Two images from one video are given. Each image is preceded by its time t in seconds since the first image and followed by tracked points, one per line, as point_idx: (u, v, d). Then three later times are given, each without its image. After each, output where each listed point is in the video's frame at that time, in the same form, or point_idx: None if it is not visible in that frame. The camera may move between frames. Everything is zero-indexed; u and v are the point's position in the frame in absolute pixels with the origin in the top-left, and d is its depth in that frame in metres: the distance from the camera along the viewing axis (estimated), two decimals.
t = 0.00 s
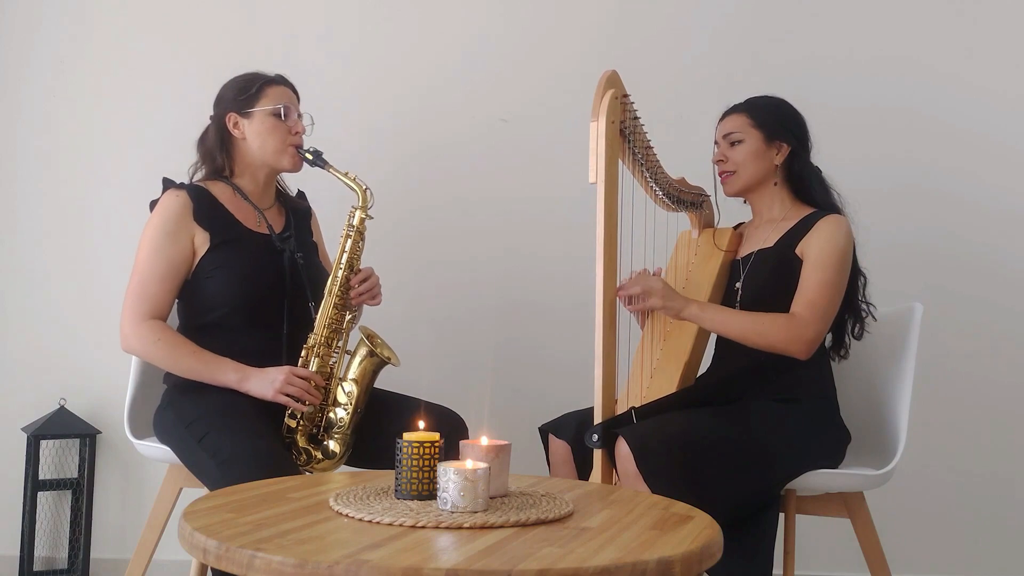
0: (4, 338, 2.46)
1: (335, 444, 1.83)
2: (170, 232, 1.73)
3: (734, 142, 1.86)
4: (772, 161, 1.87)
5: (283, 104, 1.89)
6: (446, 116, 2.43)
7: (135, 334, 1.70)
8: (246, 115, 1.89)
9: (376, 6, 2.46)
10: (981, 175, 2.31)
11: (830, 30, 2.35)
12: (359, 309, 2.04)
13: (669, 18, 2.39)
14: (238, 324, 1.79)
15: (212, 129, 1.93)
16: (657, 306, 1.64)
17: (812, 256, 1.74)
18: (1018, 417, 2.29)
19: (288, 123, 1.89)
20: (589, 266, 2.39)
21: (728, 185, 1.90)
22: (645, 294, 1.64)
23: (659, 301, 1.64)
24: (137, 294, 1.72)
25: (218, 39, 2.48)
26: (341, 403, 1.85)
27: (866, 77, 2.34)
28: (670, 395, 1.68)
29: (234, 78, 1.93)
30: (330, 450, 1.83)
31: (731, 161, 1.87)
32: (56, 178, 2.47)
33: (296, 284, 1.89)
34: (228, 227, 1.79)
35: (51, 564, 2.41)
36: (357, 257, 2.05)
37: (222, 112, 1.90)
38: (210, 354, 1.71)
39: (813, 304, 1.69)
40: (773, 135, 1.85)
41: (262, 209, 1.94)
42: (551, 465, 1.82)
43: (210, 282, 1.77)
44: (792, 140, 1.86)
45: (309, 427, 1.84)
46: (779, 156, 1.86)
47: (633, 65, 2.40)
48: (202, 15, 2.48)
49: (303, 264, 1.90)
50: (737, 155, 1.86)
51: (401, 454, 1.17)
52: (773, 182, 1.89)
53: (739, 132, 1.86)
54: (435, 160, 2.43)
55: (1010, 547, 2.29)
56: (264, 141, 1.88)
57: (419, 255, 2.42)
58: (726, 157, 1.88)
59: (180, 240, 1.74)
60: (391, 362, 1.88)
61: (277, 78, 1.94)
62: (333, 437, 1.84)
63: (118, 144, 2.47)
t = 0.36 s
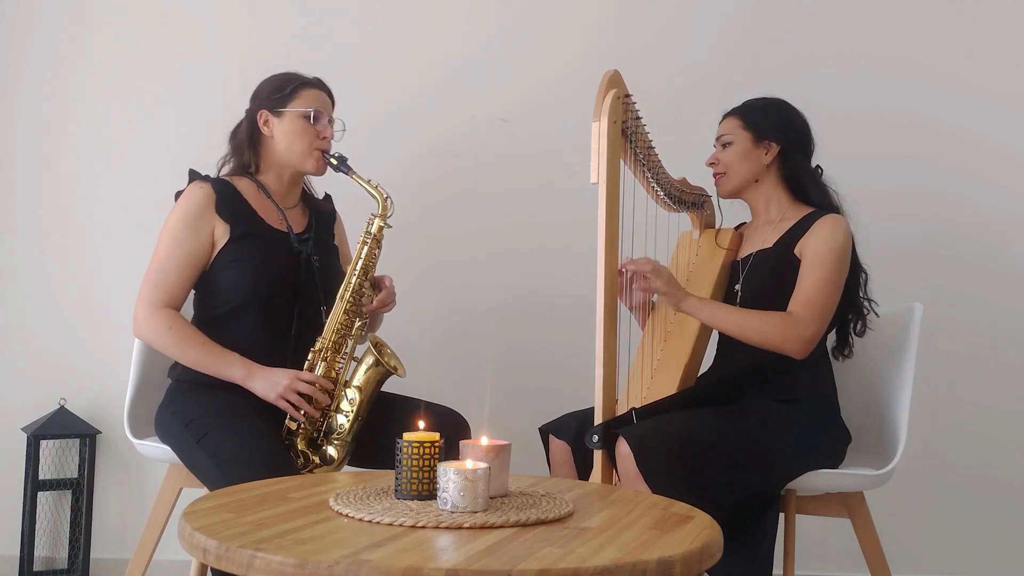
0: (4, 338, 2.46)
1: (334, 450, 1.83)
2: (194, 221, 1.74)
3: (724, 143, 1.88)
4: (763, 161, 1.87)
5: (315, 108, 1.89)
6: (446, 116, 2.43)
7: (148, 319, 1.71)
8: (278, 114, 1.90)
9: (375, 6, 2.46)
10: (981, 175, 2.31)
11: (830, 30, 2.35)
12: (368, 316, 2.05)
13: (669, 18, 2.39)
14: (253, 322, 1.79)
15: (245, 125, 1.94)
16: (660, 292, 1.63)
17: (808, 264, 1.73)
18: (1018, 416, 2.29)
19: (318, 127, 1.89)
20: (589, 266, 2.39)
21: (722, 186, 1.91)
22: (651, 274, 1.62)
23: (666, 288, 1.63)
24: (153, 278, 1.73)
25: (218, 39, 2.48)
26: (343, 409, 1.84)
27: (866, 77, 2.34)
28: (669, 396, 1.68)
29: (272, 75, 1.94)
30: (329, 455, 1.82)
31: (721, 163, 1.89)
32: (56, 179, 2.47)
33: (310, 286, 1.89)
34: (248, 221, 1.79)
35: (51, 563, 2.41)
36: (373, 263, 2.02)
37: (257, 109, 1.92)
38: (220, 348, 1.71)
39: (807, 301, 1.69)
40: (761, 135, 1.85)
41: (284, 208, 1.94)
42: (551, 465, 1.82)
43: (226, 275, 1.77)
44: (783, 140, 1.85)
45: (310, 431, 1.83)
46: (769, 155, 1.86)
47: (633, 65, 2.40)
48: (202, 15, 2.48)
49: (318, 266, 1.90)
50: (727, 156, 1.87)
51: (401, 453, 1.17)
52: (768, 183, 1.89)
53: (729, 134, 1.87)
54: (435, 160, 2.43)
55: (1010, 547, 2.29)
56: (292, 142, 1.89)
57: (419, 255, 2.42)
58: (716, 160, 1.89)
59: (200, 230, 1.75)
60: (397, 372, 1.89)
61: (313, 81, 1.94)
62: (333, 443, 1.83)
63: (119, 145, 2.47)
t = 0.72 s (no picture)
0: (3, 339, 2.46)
1: (332, 458, 1.82)
2: (217, 214, 1.74)
3: (739, 145, 1.84)
4: (776, 164, 1.87)
5: (349, 116, 1.89)
6: (446, 115, 2.43)
7: (162, 308, 1.71)
8: (312, 119, 1.90)
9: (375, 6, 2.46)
10: (980, 174, 2.31)
11: (829, 30, 2.35)
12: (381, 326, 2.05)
13: (669, 18, 2.39)
14: (268, 323, 1.79)
15: (280, 127, 1.94)
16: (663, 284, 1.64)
17: (805, 280, 1.71)
18: (1017, 416, 2.29)
19: (351, 135, 1.89)
20: (589, 266, 2.39)
21: (732, 188, 1.88)
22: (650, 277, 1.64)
23: (666, 284, 1.64)
24: (171, 268, 1.73)
25: (218, 39, 2.47)
26: (346, 419, 1.84)
27: (865, 77, 2.34)
28: (668, 396, 1.68)
29: (310, 80, 1.94)
30: (326, 463, 1.82)
31: (735, 164, 1.85)
32: (56, 179, 2.47)
33: (323, 292, 1.89)
34: (275, 220, 1.80)
35: (51, 563, 2.41)
36: (392, 276, 2.06)
37: (293, 112, 1.92)
38: (231, 345, 1.71)
39: (808, 296, 1.70)
40: (777, 140, 1.84)
41: (310, 213, 1.94)
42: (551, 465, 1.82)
43: (243, 273, 1.77)
44: (793, 144, 1.86)
45: (309, 437, 1.83)
46: (782, 160, 1.87)
47: (633, 65, 2.40)
48: (201, 15, 2.48)
49: (336, 273, 1.90)
50: (742, 158, 1.84)
51: (401, 453, 1.17)
52: (772, 185, 1.89)
53: (744, 135, 1.84)
54: (434, 160, 2.43)
55: (1010, 547, 2.29)
56: (325, 148, 1.88)
57: (419, 254, 2.42)
58: (731, 161, 1.85)
59: (224, 225, 1.75)
60: (403, 387, 1.88)
61: (350, 90, 1.94)
62: (332, 452, 1.82)
63: (118, 145, 2.47)
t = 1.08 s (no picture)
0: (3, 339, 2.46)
1: (330, 463, 1.81)
2: (236, 211, 1.75)
3: (735, 149, 1.83)
4: (772, 169, 1.87)
5: (375, 124, 1.90)
6: (446, 116, 2.43)
7: (176, 298, 1.71)
8: (338, 124, 1.90)
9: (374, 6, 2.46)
10: (980, 174, 2.31)
11: (829, 30, 2.35)
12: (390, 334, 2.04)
13: (668, 19, 2.39)
14: (277, 325, 1.80)
15: (305, 130, 1.94)
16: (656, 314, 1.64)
17: (803, 294, 1.70)
18: (1017, 416, 2.29)
19: (374, 143, 1.90)
20: (589, 266, 2.39)
21: (727, 193, 1.88)
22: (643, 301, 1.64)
23: (658, 310, 1.64)
24: (187, 259, 1.74)
25: (218, 39, 2.47)
26: (347, 424, 1.83)
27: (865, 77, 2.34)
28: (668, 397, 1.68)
29: (338, 86, 1.96)
30: (324, 468, 1.81)
31: (731, 169, 1.85)
32: (56, 179, 2.47)
33: (333, 294, 1.89)
34: (293, 219, 1.80)
35: (51, 563, 2.41)
36: (404, 286, 2.07)
37: (319, 116, 1.92)
38: (241, 342, 1.71)
39: (806, 308, 1.69)
40: (775, 143, 1.84)
41: (327, 217, 1.94)
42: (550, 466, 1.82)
43: (258, 270, 1.78)
44: (792, 149, 1.85)
45: (309, 440, 1.82)
46: (779, 165, 1.86)
47: (633, 65, 2.40)
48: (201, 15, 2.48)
49: (348, 277, 1.90)
50: (740, 164, 1.84)
51: (401, 454, 1.17)
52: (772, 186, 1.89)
53: (742, 140, 1.83)
54: (434, 160, 2.43)
55: (1010, 547, 2.29)
56: (348, 153, 1.89)
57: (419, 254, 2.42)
58: (727, 165, 1.85)
59: (242, 221, 1.76)
60: (407, 398, 1.86)
61: (377, 99, 1.95)
62: (331, 456, 1.82)
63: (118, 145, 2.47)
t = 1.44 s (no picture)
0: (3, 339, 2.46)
1: (328, 463, 1.81)
2: (241, 209, 1.75)
3: (736, 147, 1.84)
4: (772, 169, 1.86)
5: (381, 126, 1.90)
6: (445, 115, 2.43)
7: (180, 295, 1.71)
8: (345, 126, 1.91)
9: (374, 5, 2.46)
10: (980, 174, 2.31)
11: (828, 30, 2.35)
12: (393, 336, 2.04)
13: (668, 18, 2.39)
14: (279, 324, 1.80)
15: (311, 130, 1.94)
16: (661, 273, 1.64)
17: (811, 266, 1.72)
18: (1016, 415, 2.29)
19: (380, 145, 1.90)
20: (588, 266, 2.39)
21: (725, 190, 1.88)
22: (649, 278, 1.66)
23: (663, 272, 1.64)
24: (192, 256, 1.74)
25: (217, 39, 2.47)
26: (347, 425, 1.83)
27: (865, 77, 2.34)
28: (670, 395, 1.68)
29: (346, 88, 1.96)
30: (323, 468, 1.81)
31: (731, 167, 1.85)
32: (56, 179, 2.47)
33: (336, 295, 1.89)
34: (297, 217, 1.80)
35: (51, 563, 2.41)
36: (406, 287, 2.07)
37: (325, 117, 1.92)
38: (243, 341, 1.71)
39: (815, 280, 1.70)
40: (775, 143, 1.83)
41: (330, 217, 1.94)
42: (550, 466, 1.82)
43: (263, 268, 1.78)
44: (793, 148, 1.85)
45: (309, 440, 1.82)
46: (779, 164, 1.86)
47: (633, 64, 2.40)
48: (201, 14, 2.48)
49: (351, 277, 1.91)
50: (740, 162, 1.84)
51: (401, 453, 1.17)
52: (772, 186, 1.88)
53: (743, 138, 1.83)
54: (433, 160, 2.42)
55: (1009, 547, 2.29)
56: (353, 155, 1.89)
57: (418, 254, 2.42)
58: (727, 162, 1.85)
59: (247, 220, 1.76)
60: (408, 399, 1.86)
61: (385, 101, 1.96)
62: (329, 457, 1.81)
63: (118, 144, 2.47)
